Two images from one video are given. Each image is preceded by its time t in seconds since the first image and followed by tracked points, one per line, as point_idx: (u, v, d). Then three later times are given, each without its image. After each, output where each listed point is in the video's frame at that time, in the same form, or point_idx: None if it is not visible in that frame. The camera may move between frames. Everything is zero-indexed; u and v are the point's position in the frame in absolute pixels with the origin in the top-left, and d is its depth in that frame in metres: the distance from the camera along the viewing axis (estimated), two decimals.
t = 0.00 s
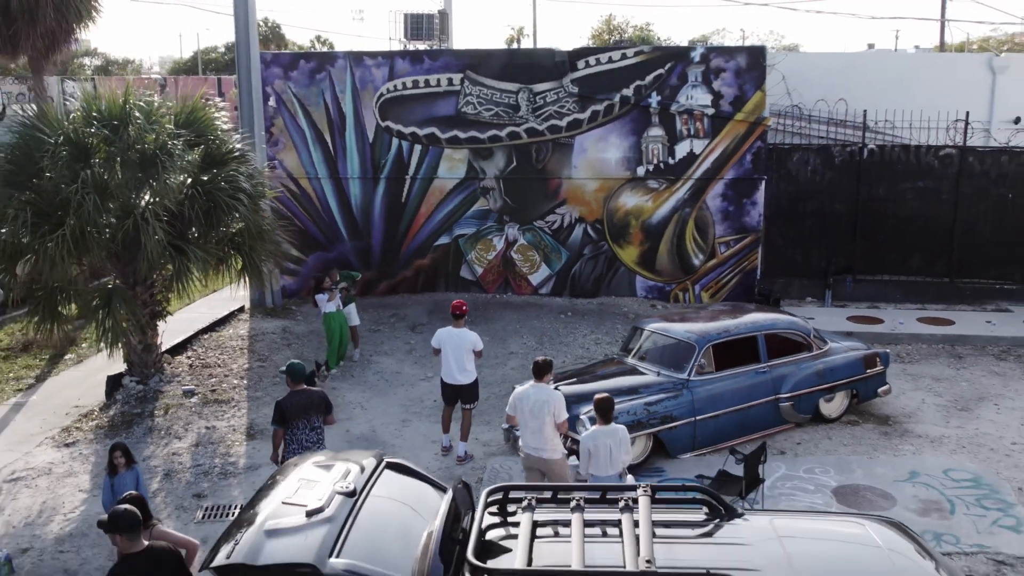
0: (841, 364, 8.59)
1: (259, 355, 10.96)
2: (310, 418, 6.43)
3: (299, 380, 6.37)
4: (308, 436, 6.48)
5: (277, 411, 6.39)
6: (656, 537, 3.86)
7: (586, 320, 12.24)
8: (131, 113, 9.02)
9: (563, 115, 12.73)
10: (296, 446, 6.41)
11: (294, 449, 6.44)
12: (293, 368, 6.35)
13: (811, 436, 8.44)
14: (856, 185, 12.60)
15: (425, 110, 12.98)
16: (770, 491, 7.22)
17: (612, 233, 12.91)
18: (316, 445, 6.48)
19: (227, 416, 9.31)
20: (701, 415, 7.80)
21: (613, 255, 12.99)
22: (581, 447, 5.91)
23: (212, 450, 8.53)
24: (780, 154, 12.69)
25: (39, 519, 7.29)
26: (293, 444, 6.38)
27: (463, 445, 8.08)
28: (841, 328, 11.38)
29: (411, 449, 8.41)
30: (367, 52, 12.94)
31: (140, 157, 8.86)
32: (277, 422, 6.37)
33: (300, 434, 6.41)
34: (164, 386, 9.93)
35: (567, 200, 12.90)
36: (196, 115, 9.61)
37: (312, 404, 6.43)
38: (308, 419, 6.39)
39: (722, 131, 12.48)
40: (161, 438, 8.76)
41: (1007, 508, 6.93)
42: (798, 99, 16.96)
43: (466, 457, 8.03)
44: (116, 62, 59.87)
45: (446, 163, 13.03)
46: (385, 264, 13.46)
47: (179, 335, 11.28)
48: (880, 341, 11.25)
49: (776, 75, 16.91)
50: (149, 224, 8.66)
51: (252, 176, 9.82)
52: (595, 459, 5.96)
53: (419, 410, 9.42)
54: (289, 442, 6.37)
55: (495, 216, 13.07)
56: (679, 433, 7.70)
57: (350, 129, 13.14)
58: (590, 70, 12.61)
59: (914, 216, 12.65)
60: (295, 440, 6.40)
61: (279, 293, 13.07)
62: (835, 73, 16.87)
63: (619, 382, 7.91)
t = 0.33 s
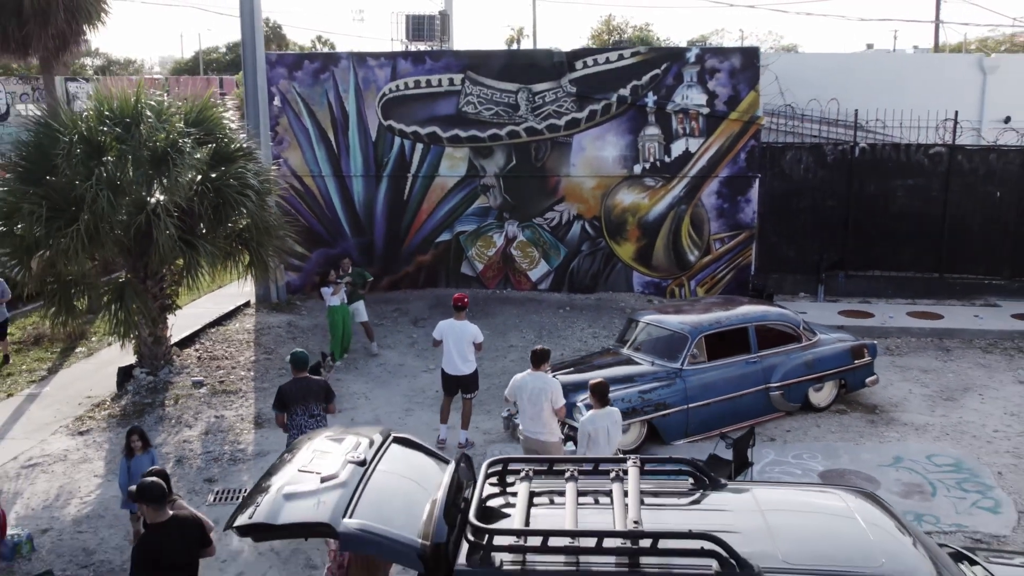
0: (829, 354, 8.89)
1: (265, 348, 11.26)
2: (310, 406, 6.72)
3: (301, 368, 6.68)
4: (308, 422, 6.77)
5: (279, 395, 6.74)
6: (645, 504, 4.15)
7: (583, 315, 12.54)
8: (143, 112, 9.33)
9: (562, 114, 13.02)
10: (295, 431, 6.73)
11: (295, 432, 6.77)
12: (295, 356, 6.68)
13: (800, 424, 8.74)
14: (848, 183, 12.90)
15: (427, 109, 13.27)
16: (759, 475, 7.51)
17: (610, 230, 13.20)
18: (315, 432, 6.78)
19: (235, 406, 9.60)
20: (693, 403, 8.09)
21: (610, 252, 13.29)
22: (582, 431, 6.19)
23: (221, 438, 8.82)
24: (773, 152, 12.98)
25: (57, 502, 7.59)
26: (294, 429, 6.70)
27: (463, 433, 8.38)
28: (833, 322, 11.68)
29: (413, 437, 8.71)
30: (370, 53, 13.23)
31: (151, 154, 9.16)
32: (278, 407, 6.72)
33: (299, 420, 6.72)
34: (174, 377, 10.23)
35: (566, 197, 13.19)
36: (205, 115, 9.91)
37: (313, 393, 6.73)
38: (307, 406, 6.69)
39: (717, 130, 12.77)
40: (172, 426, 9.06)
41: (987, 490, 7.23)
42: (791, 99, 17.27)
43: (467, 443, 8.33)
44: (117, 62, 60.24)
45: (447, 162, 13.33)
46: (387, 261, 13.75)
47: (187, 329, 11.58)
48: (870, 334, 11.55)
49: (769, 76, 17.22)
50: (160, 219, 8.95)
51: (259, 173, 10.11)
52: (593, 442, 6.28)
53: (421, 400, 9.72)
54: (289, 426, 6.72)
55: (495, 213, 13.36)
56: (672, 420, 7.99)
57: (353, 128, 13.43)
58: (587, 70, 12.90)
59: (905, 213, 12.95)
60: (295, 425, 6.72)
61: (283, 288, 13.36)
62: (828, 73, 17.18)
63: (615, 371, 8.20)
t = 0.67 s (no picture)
0: (818, 344, 9.19)
1: (272, 340, 11.56)
2: (313, 392, 7.00)
3: (308, 355, 6.97)
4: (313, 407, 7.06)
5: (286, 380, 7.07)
6: (637, 474, 4.45)
7: (581, 309, 12.84)
8: (154, 110, 9.62)
9: (560, 113, 13.33)
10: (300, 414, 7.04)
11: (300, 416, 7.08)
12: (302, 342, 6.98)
13: (790, 412, 9.04)
14: (840, 180, 13.20)
15: (429, 108, 13.57)
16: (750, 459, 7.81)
17: (607, 226, 13.51)
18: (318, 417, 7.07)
19: (243, 395, 9.90)
20: (687, 391, 8.39)
21: (608, 248, 13.59)
22: (580, 413, 6.49)
23: (231, 425, 9.12)
24: (767, 150, 13.28)
25: (74, 485, 7.89)
26: (298, 413, 7.01)
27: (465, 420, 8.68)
28: (824, 315, 11.98)
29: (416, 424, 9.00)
30: (373, 53, 13.53)
31: (163, 151, 9.45)
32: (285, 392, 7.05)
33: (303, 405, 7.02)
34: (184, 367, 10.53)
35: (564, 194, 13.49)
36: (214, 113, 10.21)
37: (320, 379, 7.02)
38: (312, 392, 6.98)
39: (712, 128, 13.07)
40: (182, 414, 9.36)
41: (968, 473, 7.53)
42: (784, 97, 17.54)
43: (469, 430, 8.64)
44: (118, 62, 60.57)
45: (448, 159, 13.63)
46: (390, 256, 14.06)
47: (195, 322, 11.88)
48: (861, 327, 11.85)
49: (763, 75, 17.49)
50: (172, 213, 9.25)
51: (266, 169, 10.41)
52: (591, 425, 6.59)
53: (423, 390, 10.02)
54: (294, 409, 7.04)
55: (495, 210, 13.67)
56: (666, 407, 8.30)
57: (356, 126, 13.73)
58: (585, 70, 13.20)
59: (896, 209, 13.25)
60: (299, 409, 7.01)
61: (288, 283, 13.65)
62: (821, 72, 17.45)
63: (610, 360, 8.50)
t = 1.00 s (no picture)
0: (809, 336, 9.49)
1: (278, 334, 11.87)
2: (321, 378, 7.31)
3: (321, 343, 7.29)
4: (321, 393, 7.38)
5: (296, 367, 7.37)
6: (629, 447, 4.76)
7: (580, 303, 13.14)
8: (165, 109, 9.92)
9: (559, 112, 13.64)
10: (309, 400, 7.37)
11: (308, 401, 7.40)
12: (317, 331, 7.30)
13: (781, 401, 9.35)
14: (833, 178, 13.50)
15: (431, 107, 13.87)
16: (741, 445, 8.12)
17: (605, 223, 13.82)
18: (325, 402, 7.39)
19: (251, 386, 10.21)
20: (681, 379, 8.70)
21: (606, 244, 13.90)
22: (577, 397, 6.80)
23: (240, 413, 9.42)
24: (762, 149, 13.58)
25: (91, 470, 8.19)
26: (307, 399, 7.32)
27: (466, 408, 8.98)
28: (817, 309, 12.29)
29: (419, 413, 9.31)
30: (376, 54, 13.84)
31: (174, 149, 9.76)
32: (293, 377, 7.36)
33: (311, 391, 7.33)
34: (193, 359, 10.85)
35: (563, 192, 13.80)
36: (223, 111, 10.50)
37: (328, 366, 7.33)
38: (320, 378, 7.29)
39: (707, 127, 13.38)
40: (193, 403, 9.66)
41: (950, 457, 7.84)
42: (777, 97, 17.85)
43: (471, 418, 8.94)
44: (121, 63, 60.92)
45: (450, 158, 13.94)
46: (393, 253, 14.37)
47: (203, 316, 12.19)
48: (852, 321, 12.16)
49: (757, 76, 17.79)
50: (183, 209, 9.56)
51: (274, 167, 10.72)
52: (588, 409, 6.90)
53: (426, 381, 10.33)
54: (304, 393, 7.36)
55: (496, 207, 13.98)
56: (661, 395, 8.61)
57: (360, 125, 14.04)
58: (584, 70, 13.51)
59: (887, 206, 13.56)
60: (308, 395, 7.32)
61: (293, 279, 13.96)
62: (813, 72, 17.74)
63: (607, 350, 8.82)
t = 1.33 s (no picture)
0: (779, 309, 10.62)
1: (300, 312, 13.00)
2: (350, 339, 8.44)
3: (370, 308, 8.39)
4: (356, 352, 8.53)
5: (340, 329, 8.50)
6: (609, 377, 5.90)
7: (575, 286, 14.27)
8: (203, 106, 11.05)
9: (556, 110, 14.77)
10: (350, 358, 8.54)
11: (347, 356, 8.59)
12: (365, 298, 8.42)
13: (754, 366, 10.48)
14: (809, 171, 14.66)
15: (438, 106, 15.00)
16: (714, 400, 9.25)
17: (599, 212, 14.96)
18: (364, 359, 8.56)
19: (279, 355, 11.33)
20: (663, 345, 9.84)
21: (600, 232, 15.03)
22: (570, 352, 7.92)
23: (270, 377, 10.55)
24: (743, 144, 14.71)
25: (143, 423, 9.31)
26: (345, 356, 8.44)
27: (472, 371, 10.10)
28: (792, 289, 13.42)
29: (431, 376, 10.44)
30: (387, 56, 14.96)
31: (211, 142, 10.89)
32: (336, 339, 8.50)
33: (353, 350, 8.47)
34: (224, 333, 11.98)
35: (560, 184, 14.93)
36: (253, 109, 11.65)
37: (355, 328, 8.46)
38: (348, 338, 8.43)
39: (693, 124, 14.51)
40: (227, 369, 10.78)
41: (896, 410, 8.98)
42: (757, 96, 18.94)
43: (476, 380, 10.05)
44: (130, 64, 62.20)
45: (455, 152, 15.07)
46: (402, 241, 15.50)
47: (231, 297, 13.33)
48: (824, 300, 13.29)
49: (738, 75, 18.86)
50: (220, 195, 10.69)
51: (299, 158, 11.87)
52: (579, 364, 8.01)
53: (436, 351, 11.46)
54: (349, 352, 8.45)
55: (497, 198, 15.12)
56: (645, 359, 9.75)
57: (372, 122, 15.18)
58: (579, 72, 14.64)
59: (859, 197, 14.70)
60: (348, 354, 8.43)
61: (310, 265, 15.10)
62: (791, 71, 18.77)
63: (598, 320, 9.95)
